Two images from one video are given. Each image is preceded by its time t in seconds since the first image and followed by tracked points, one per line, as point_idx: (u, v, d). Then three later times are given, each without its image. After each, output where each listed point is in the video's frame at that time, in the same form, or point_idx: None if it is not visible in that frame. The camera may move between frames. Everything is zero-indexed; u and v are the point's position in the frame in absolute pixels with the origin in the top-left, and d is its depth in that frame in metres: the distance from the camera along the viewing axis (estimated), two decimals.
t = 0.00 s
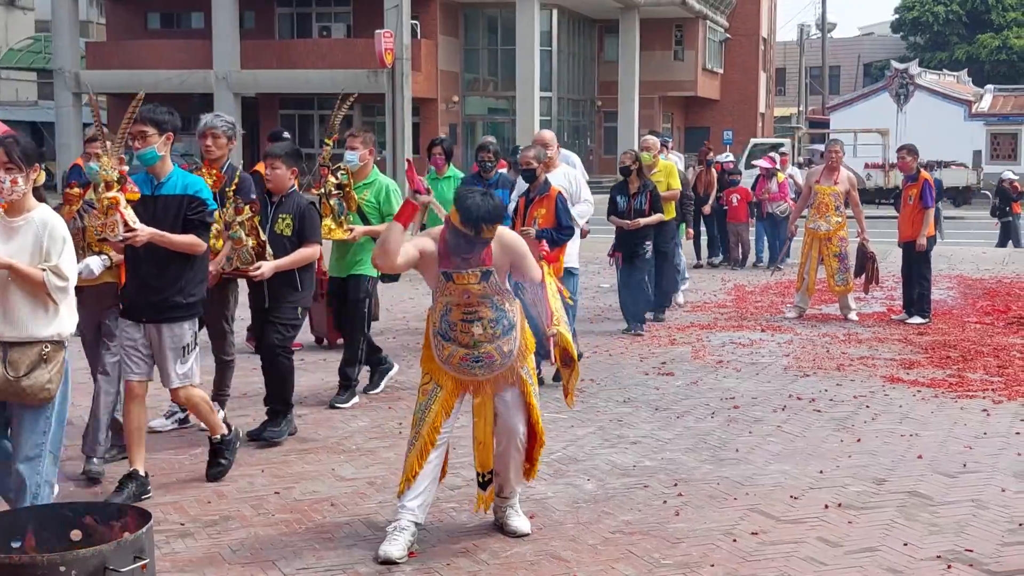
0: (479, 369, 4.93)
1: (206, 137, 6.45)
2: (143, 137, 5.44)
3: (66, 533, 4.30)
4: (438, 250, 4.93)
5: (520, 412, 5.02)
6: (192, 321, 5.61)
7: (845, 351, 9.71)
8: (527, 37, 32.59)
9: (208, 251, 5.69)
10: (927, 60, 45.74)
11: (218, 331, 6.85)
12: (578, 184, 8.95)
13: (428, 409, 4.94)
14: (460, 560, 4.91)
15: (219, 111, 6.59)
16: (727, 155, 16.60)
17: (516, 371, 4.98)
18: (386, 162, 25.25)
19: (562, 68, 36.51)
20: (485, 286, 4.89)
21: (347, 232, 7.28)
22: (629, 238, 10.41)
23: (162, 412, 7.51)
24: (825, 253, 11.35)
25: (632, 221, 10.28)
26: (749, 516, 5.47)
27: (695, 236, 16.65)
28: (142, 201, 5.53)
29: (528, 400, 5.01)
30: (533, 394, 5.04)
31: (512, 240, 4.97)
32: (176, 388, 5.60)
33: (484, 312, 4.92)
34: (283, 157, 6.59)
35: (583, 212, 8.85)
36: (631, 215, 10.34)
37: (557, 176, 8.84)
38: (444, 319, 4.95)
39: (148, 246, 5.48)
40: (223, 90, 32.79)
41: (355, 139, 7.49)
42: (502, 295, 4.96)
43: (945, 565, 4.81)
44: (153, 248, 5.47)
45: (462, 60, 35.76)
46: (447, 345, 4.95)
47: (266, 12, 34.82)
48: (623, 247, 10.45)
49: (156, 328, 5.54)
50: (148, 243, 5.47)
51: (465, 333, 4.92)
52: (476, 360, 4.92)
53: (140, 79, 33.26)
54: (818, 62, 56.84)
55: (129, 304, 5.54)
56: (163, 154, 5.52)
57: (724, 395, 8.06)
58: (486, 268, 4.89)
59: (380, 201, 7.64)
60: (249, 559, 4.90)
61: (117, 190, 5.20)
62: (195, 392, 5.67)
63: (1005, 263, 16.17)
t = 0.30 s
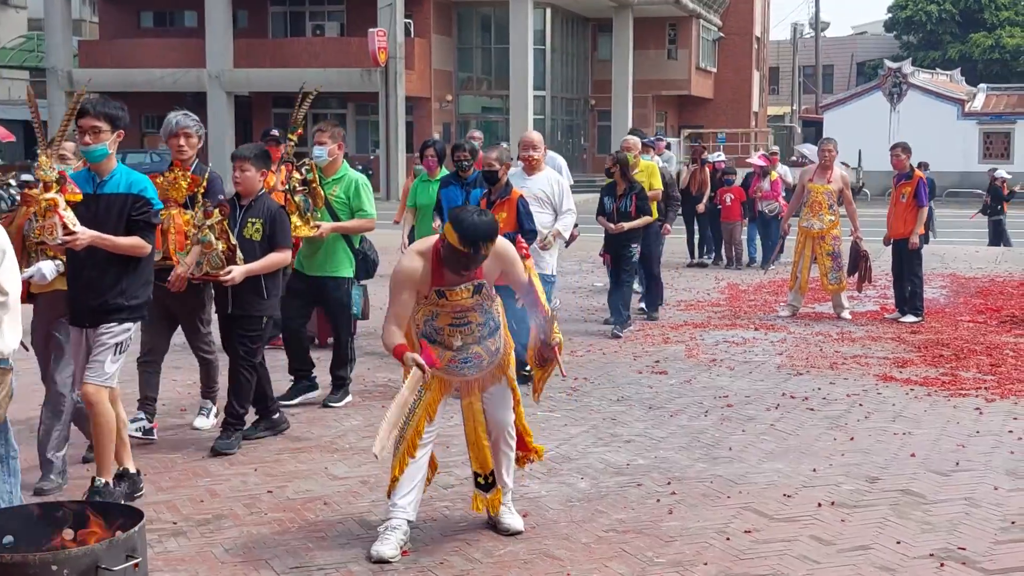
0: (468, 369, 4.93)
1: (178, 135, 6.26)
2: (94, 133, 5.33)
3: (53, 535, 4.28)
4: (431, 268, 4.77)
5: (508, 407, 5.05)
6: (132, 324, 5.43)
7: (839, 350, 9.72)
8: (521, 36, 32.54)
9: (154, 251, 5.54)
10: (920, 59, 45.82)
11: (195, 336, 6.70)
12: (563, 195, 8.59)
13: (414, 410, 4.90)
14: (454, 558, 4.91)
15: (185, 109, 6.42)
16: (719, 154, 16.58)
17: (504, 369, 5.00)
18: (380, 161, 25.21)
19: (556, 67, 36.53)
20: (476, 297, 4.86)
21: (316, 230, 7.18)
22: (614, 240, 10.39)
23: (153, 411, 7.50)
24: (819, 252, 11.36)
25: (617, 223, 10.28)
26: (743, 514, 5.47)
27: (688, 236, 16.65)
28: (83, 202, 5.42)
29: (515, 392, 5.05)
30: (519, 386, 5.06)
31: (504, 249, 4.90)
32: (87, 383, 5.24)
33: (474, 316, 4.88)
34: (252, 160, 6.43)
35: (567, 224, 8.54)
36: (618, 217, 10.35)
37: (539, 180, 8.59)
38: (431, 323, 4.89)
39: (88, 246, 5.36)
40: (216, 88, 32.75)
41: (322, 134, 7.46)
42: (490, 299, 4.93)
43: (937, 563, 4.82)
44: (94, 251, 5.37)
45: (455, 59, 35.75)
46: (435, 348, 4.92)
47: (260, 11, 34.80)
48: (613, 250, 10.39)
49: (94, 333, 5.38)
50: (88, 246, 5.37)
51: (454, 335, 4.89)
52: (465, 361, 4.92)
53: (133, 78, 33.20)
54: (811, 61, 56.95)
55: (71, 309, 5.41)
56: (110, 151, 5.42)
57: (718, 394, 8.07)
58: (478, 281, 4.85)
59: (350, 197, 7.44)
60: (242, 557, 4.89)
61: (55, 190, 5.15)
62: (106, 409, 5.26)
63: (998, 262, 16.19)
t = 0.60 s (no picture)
0: (467, 361, 4.92)
1: (137, 133, 6.08)
2: (47, 128, 5.03)
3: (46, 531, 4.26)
4: (434, 229, 4.94)
5: (507, 408, 5.01)
6: (73, 332, 5.10)
7: (833, 347, 9.73)
8: (516, 34, 32.52)
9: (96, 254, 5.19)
10: (914, 57, 45.83)
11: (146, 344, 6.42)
12: (551, 193, 8.26)
13: (415, 402, 4.89)
14: (448, 555, 4.90)
15: (143, 107, 6.25)
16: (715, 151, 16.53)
17: (504, 364, 4.98)
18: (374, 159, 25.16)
19: (550, 64, 36.49)
20: (476, 267, 4.90)
21: (279, 232, 6.93)
22: (604, 237, 10.33)
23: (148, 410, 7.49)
24: (814, 250, 11.38)
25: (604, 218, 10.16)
26: (737, 511, 5.47)
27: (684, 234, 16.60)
28: (23, 197, 5.04)
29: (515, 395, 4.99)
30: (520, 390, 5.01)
31: (505, 226, 5.02)
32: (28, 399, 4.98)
33: (473, 299, 4.93)
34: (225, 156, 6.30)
35: (547, 225, 8.17)
36: (606, 212, 10.23)
37: (526, 176, 8.25)
38: (432, 307, 4.94)
39: (27, 246, 4.98)
40: (211, 86, 32.71)
41: (280, 131, 7.15)
42: (491, 285, 4.97)
43: (932, 560, 4.82)
44: (31, 250, 4.99)
45: (450, 57, 35.72)
46: (433, 336, 4.94)
47: (254, 8, 34.71)
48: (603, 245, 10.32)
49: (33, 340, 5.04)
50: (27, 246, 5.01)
51: (453, 320, 4.92)
52: (463, 353, 4.92)
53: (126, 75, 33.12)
54: (806, 59, 56.97)
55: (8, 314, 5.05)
56: (59, 148, 5.09)
57: (712, 391, 8.07)
58: (477, 248, 4.91)
59: (309, 196, 7.20)
60: (236, 555, 4.88)
61: None
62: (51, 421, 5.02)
63: (993, 259, 16.23)
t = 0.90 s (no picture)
0: (459, 367, 4.91)
1: (105, 130, 5.93)
2: None
3: (35, 528, 4.26)
4: (418, 266, 4.85)
5: (500, 406, 5.01)
6: (23, 341, 4.97)
7: (828, 345, 9.74)
8: (511, 32, 32.52)
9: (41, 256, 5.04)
10: (909, 55, 45.87)
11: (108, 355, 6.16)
12: (530, 192, 8.22)
13: (406, 407, 4.89)
14: (443, 553, 4.90)
15: (109, 105, 6.10)
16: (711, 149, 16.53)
17: (498, 367, 4.96)
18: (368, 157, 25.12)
19: (545, 61, 36.48)
20: (465, 301, 4.87)
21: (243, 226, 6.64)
22: (593, 235, 10.24)
23: (142, 407, 7.46)
24: (808, 248, 11.37)
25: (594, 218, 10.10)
26: (732, 509, 5.47)
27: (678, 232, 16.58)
28: None
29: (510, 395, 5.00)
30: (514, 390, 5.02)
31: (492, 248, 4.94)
32: None
33: (463, 317, 4.89)
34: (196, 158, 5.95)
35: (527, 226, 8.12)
36: (596, 212, 10.16)
37: (504, 177, 8.24)
38: (421, 323, 4.91)
39: None
40: (206, 83, 32.66)
41: (245, 126, 7.01)
42: (481, 299, 4.93)
43: (925, 557, 4.83)
44: None
45: (445, 55, 35.71)
46: (426, 347, 4.91)
47: (249, 6, 34.67)
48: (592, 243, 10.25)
49: None
50: None
51: (444, 334, 4.89)
52: (456, 359, 4.90)
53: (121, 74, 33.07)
54: (801, 57, 57.05)
55: None
56: None
57: (707, 389, 8.08)
58: (464, 284, 4.87)
59: (273, 189, 7.05)
60: (230, 553, 4.87)
61: None
62: (25, 426, 5.05)
63: (988, 257, 16.27)
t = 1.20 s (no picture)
0: (453, 357, 4.91)
1: (77, 128, 5.73)
2: None
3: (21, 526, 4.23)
4: (423, 236, 4.87)
5: (492, 399, 5.01)
6: None
7: (821, 343, 9.75)
8: (505, 30, 32.54)
9: None
10: (902, 53, 45.93)
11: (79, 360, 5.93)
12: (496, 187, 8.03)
13: (402, 396, 4.88)
14: (435, 551, 4.89)
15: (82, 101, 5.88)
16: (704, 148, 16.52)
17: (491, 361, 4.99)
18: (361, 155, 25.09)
19: (539, 59, 36.48)
20: (467, 271, 4.93)
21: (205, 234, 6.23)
22: (574, 236, 10.14)
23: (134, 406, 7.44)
24: (801, 245, 11.37)
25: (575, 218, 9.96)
26: (725, 507, 5.47)
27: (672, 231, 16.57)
28: None
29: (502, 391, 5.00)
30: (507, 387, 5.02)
31: (496, 226, 5.04)
32: None
33: (463, 299, 4.92)
34: (156, 154, 5.77)
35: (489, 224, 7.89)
36: (577, 213, 10.02)
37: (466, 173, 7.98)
38: (419, 304, 4.91)
39: None
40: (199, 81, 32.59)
41: (217, 129, 6.81)
42: (480, 282, 4.98)
43: (918, 555, 4.83)
44: None
45: (438, 52, 35.68)
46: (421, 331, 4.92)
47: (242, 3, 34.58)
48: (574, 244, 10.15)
49: None
50: None
51: (441, 319, 4.90)
52: (450, 348, 4.91)
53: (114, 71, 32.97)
54: (794, 55, 57.13)
55: None
56: None
57: (700, 387, 8.07)
58: (469, 254, 4.94)
59: (239, 196, 6.75)
60: (223, 551, 4.86)
61: None
62: None
63: (980, 255, 16.34)
